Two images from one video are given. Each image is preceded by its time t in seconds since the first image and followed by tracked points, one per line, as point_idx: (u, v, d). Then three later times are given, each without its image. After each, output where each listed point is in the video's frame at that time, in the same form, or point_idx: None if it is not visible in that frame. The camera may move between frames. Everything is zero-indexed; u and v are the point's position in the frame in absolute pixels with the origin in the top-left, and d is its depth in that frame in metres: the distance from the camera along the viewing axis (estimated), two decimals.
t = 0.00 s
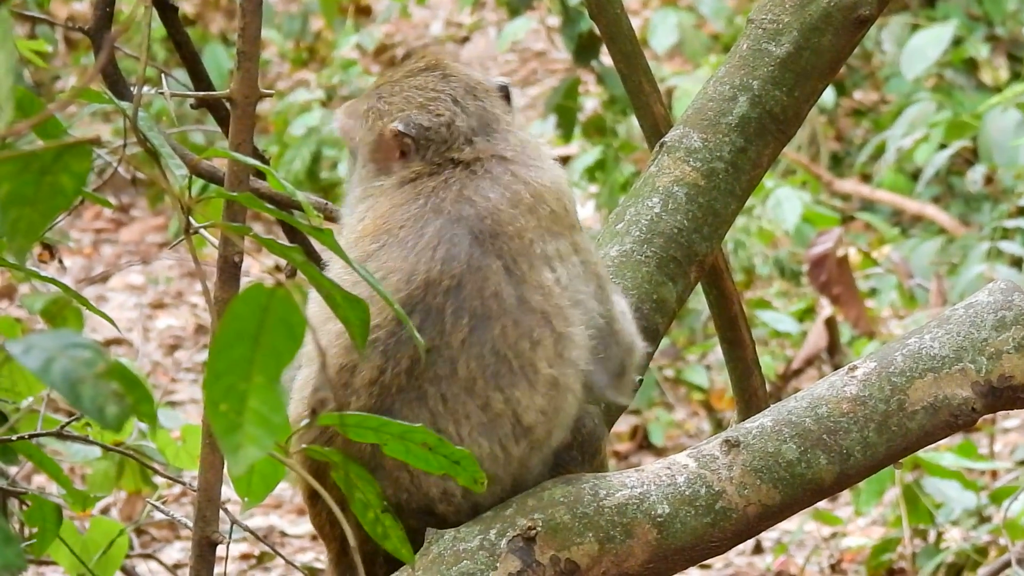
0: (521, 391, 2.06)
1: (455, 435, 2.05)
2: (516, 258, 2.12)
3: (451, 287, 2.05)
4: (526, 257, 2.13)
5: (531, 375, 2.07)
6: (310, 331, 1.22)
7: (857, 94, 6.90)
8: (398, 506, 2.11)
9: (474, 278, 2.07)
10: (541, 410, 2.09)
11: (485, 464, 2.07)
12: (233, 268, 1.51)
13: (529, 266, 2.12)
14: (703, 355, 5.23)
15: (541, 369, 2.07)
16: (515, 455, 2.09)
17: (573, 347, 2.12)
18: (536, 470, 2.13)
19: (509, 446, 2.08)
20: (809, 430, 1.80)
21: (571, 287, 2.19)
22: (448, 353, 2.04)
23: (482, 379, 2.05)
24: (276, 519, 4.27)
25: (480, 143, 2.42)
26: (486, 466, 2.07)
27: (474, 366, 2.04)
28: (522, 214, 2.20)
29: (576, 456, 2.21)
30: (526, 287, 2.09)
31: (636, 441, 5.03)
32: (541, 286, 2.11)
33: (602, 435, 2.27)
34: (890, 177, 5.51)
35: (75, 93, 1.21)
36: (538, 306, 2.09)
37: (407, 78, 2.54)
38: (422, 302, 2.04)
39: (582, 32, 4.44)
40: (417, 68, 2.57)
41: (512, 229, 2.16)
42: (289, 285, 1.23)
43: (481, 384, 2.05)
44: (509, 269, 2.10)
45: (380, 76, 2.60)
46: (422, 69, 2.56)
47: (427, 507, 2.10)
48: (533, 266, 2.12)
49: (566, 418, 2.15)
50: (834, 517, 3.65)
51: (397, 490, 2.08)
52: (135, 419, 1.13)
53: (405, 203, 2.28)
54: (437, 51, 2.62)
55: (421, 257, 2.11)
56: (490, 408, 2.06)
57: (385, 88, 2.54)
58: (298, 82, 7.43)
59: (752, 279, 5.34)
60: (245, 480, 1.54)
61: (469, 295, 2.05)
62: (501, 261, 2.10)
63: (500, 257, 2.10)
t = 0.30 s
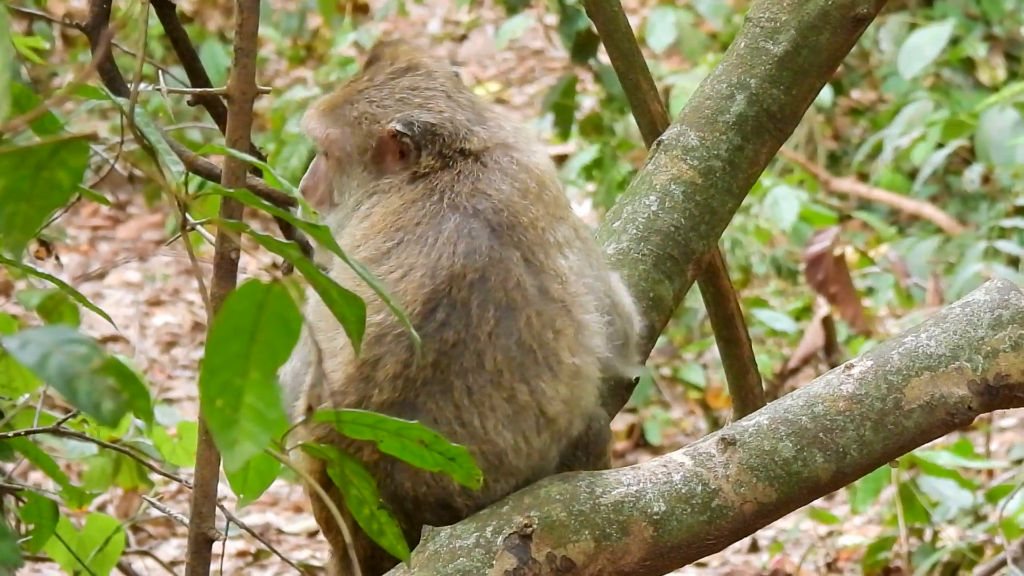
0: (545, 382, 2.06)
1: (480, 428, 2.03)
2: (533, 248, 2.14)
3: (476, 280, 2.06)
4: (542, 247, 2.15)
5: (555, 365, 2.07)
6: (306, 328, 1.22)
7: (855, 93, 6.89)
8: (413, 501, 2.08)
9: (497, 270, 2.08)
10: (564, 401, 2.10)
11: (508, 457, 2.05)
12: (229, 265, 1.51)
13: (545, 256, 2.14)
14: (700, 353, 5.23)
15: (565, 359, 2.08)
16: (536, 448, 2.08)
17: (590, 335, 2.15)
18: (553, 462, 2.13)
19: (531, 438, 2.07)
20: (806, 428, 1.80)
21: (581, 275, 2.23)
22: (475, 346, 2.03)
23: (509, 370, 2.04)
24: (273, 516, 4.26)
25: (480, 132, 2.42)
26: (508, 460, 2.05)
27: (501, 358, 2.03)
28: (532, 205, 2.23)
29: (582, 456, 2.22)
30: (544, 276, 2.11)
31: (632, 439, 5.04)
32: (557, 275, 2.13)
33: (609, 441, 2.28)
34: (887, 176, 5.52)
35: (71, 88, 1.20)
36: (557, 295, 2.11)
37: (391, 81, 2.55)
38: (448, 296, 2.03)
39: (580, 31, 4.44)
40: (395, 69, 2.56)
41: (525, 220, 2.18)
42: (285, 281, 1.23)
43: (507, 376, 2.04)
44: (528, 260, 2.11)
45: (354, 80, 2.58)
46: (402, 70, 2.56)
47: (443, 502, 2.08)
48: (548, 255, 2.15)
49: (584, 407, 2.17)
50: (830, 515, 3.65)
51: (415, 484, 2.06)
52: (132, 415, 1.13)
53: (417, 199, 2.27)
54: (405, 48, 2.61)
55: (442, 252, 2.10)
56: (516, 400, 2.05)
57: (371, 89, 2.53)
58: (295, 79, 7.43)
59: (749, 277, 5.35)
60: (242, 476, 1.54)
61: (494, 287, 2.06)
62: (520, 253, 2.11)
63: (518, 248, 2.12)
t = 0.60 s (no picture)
0: (567, 370, 2.09)
1: (507, 420, 2.03)
2: (544, 235, 2.15)
3: (496, 273, 2.06)
4: (550, 233, 2.17)
5: (576, 352, 2.10)
6: (302, 328, 1.21)
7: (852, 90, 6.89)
8: (431, 497, 2.05)
9: (515, 260, 2.08)
10: (585, 388, 2.13)
11: (533, 448, 2.04)
12: (226, 263, 1.51)
13: (553, 242, 2.16)
14: (697, 351, 5.23)
15: (584, 345, 2.12)
16: (559, 437, 2.09)
17: (599, 318, 2.19)
18: (563, 455, 2.09)
19: (553, 428, 2.08)
20: (802, 428, 1.80)
21: (585, 260, 2.27)
22: (502, 339, 2.03)
23: (534, 360, 2.06)
24: (269, 512, 4.27)
25: (466, 122, 2.44)
26: (534, 452, 2.04)
27: (527, 349, 2.05)
28: (534, 191, 2.25)
29: (588, 457, 2.18)
30: (556, 263, 2.14)
31: (629, 436, 5.04)
32: (567, 260, 2.17)
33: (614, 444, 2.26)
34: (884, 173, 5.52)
35: (68, 86, 1.20)
36: (569, 281, 2.14)
37: (368, 88, 2.61)
38: (470, 291, 2.03)
39: (577, 28, 4.43)
40: (368, 77, 2.63)
41: (532, 205, 2.19)
42: (282, 280, 1.22)
43: (532, 366, 2.06)
44: (540, 247, 2.13)
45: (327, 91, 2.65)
46: (374, 76, 2.62)
47: (462, 499, 2.03)
48: (556, 241, 2.18)
49: (602, 393, 2.19)
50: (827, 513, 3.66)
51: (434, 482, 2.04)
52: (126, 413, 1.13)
53: (426, 196, 2.26)
54: (374, 55, 2.67)
55: (459, 248, 2.08)
56: (541, 390, 2.06)
57: (352, 97, 2.61)
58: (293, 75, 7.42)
59: (746, 275, 5.35)
60: (240, 474, 1.54)
61: (513, 279, 2.06)
62: (532, 240, 2.12)
63: (530, 235, 2.13)
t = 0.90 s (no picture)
0: (560, 375, 2.08)
1: (498, 424, 2.04)
2: (538, 238, 2.14)
3: (488, 275, 2.04)
4: (545, 236, 2.16)
5: (568, 357, 2.09)
6: (303, 326, 1.21)
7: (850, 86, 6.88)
8: (427, 499, 2.06)
9: (507, 263, 2.07)
10: (577, 393, 2.12)
11: (524, 451, 2.06)
12: (226, 262, 1.50)
13: (549, 246, 2.15)
14: (697, 347, 5.23)
15: (577, 350, 2.10)
16: (552, 440, 2.09)
17: (595, 323, 2.18)
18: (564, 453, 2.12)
19: (547, 431, 2.08)
20: (804, 424, 1.80)
21: (580, 264, 2.26)
22: (492, 342, 2.03)
23: (525, 364, 2.05)
24: (269, 510, 4.27)
25: (468, 124, 2.43)
26: (527, 455, 2.05)
27: (518, 353, 2.04)
28: (529, 194, 2.23)
29: (587, 456, 2.19)
30: (550, 267, 2.12)
31: (629, 433, 5.03)
32: (562, 264, 2.15)
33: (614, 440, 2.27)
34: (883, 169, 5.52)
35: (68, 84, 1.21)
36: (563, 285, 2.12)
37: (371, 81, 2.57)
38: (461, 293, 2.02)
39: (576, 25, 4.42)
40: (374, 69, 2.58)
41: (527, 209, 2.18)
42: (284, 278, 1.21)
43: (523, 370, 2.05)
44: (534, 251, 2.11)
45: (331, 81, 2.62)
46: (379, 68, 2.58)
47: (460, 500, 2.05)
48: (552, 245, 2.16)
49: (595, 398, 2.18)
50: (827, 510, 3.66)
51: (430, 482, 2.05)
52: (127, 411, 1.13)
53: (418, 197, 2.25)
54: (379, 47, 2.62)
55: (451, 249, 2.07)
56: (532, 394, 2.06)
57: (353, 89, 2.58)
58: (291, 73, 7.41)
59: (745, 271, 5.35)
60: (240, 474, 1.54)
61: (505, 281, 2.04)
62: (526, 243, 2.11)
63: (524, 238, 2.11)
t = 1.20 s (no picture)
0: (543, 375, 2.07)
1: (481, 424, 2.03)
2: (521, 240, 2.15)
3: (467, 274, 2.06)
4: (529, 238, 2.17)
5: (551, 357, 2.08)
6: (302, 324, 1.21)
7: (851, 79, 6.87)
8: (416, 500, 2.06)
9: (487, 264, 2.09)
10: (561, 393, 2.10)
11: (510, 450, 2.04)
12: (225, 260, 1.50)
13: (533, 247, 2.16)
14: (698, 341, 5.23)
15: (560, 350, 2.09)
16: (537, 439, 2.07)
17: (581, 325, 2.17)
18: (555, 452, 2.11)
19: (532, 430, 2.06)
20: (804, 419, 1.80)
21: (568, 266, 2.26)
22: (472, 341, 2.04)
23: (506, 364, 2.05)
24: (271, 506, 4.27)
25: (462, 127, 2.43)
26: (511, 454, 2.04)
27: (498, 353, 2.04)
28: (515, 197, 2.25)
29: (580, 447, 2.18)
30: (533, 268, 2.13)
31: (631, 427, 5.04)
32: (545, 266, 2.16)
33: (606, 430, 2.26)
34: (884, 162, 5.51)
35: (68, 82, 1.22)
36: (547, 286, 2.13)
37: (376, 65, 2.48)
38: (441, 291, 2.03)
39: (576, 19, 4.41)
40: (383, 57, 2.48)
41: (511, 211, 2.20)
42: (283, 276, 1.21)
43: (504, 370, 2.05)
44: (517, 252, 2.13)
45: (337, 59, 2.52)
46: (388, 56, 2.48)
47: (450, 498, 2.05)
48: (536, 246, 2.18)
49: (582, 399, 2.17)
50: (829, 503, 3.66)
51: (418, 482, 2.05)
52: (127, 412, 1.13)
53: (400, 195, 2.29)
54: (396, 33, 2.54)
55: (431, 248, 2.10)
56: (515, 393, 2.05)
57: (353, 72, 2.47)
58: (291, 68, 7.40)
59: (746, 265, 5.35)
60: (241, 472, 1.54)
61: (485, 281, 2.06)
62: (508, 244, 2.13)
63: (506, 239, 2.13)
